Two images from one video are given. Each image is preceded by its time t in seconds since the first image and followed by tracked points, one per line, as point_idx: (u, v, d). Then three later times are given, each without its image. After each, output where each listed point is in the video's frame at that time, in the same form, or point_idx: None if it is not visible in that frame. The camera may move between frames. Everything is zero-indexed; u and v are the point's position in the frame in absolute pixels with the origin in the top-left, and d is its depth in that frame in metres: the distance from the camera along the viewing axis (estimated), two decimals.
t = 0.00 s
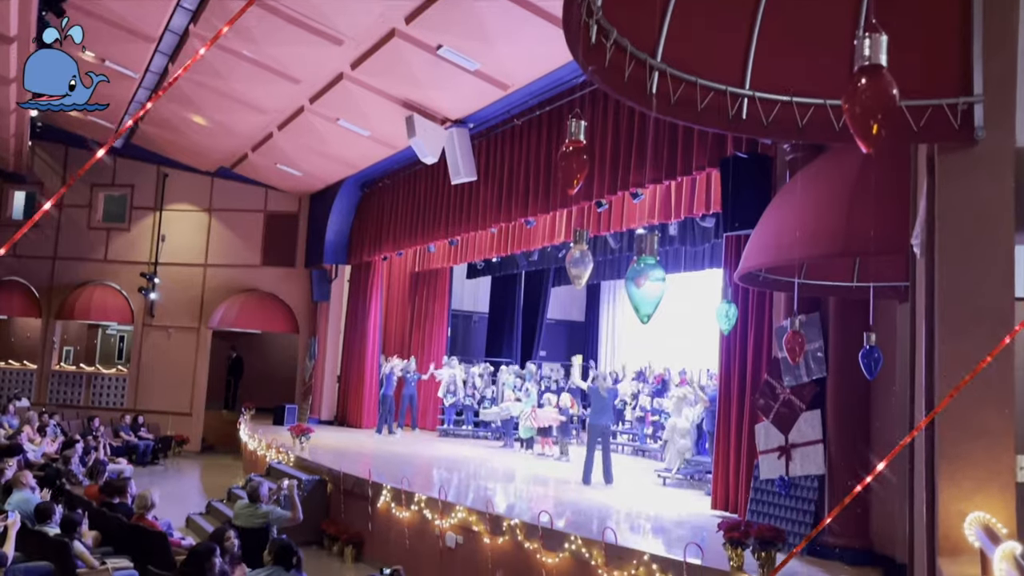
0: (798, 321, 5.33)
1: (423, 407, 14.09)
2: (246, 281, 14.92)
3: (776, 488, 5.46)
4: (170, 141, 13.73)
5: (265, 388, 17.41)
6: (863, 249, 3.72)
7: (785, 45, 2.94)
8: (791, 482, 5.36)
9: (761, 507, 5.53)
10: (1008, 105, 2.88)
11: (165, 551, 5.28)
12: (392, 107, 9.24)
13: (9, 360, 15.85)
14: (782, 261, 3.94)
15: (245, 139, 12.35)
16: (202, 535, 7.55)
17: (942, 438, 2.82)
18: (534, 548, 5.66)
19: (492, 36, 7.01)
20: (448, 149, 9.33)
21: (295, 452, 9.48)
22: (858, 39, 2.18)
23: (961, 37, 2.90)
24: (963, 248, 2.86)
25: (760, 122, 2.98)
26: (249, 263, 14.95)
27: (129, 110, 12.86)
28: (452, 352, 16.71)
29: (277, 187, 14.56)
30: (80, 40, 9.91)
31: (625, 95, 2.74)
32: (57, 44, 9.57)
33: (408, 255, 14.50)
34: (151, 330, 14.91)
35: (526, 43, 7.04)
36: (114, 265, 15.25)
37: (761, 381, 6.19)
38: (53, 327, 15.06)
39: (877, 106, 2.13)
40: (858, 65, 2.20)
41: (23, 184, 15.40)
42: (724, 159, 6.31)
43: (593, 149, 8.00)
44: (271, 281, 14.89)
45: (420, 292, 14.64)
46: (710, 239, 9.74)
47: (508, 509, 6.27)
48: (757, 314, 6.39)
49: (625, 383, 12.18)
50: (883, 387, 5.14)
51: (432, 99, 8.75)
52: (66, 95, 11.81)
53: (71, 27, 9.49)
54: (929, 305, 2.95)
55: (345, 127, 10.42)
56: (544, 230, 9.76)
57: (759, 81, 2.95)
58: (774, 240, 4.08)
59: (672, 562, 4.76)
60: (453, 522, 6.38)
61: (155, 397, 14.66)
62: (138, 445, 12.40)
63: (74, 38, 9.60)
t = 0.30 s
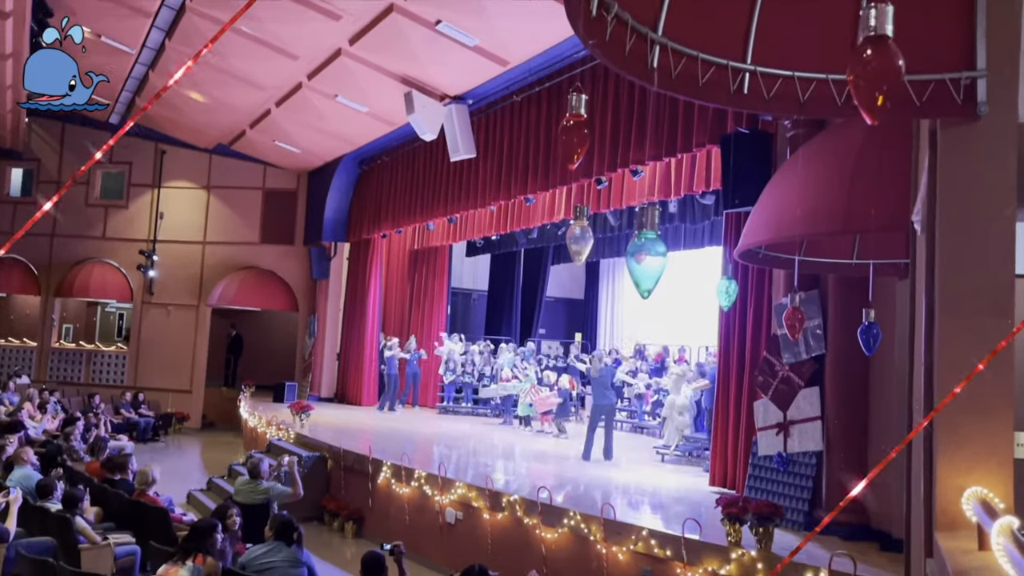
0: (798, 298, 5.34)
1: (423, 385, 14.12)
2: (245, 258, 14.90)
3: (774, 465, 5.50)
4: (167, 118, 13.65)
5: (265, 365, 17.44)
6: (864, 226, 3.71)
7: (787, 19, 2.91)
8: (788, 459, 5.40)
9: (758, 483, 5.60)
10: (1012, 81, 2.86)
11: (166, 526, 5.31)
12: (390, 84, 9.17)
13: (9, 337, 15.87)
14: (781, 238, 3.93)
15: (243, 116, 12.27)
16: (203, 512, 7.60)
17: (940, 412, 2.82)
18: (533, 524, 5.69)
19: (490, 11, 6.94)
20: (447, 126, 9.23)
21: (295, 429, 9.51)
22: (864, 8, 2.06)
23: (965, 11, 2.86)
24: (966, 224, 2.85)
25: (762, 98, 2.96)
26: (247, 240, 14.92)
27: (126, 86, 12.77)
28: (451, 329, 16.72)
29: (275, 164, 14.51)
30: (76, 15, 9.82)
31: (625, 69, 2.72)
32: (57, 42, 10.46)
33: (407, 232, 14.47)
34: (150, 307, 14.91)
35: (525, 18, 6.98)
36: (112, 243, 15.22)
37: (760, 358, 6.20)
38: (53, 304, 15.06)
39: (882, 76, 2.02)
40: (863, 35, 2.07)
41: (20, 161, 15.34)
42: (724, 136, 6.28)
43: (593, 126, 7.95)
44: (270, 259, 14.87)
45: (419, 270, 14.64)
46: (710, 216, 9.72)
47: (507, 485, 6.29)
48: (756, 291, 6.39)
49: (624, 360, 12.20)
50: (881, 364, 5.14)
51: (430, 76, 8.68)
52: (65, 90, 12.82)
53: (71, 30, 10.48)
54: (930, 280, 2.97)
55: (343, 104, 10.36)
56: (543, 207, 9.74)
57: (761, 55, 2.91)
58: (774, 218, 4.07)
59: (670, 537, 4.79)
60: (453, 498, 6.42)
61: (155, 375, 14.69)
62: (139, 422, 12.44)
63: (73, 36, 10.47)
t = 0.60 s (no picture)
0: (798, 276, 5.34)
1: (422, 364, 14.15)
2: (244, 237, 14.87)
3: (772, 443, 5.56)
4: (164, 95, 13.56)
5: (265, 344, 17.44)
6: (865, 204, 3.70)
7: None
8: (787, 436, 5.44)
9: (757, 461, 5.65)
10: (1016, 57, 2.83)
11: (167, 503, 5.34)
12: (389, 61, 9.10)
13: (8, 315, 15.86)
14: (781, 217, 3.93)
15: (240, 93, 12.19)
16: (203, 490, 7.64)
17: (938, 387, 2.83)
18: (532, 501, 5.73)
19: None
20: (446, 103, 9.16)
21: (295, 407, 9.54)
22: None
23: None
24: (967, 200, 2.84)
25: (765, 74, 2.94)
26: (246, 219, 14.89)
27: (123, 64, 12.68)
28: (450, 308, 16.71)
29: (274, 142, 14.45)
30: None
31: (627, 44, 2.69)
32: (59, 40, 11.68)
33: (406, 211, 14.44)
34: (150, 286, 14.89)
35: None
36: (110, 221, 15.17)
37: (760, 335, 6.20)
38: (52, 283, 15.06)
39: (889, 47, 1.99)
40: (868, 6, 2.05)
41: (17, 139, 15.26)
42: (724, 115, 6.25)
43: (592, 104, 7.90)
44: (269, 238, 14.86)
45: (418, 249, 14.63)
46: (710, 194, 9.69)
47: (507, 463, 6.32)
48: (756, 269, 6.39)
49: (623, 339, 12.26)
50: (880, 342, 5.14)
51: (429, 53, 8.62)
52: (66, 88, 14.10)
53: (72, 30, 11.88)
54: (930, 258, 2.97)
55: (341, 82, 10.29)
56: (542, 186, 9.71)
57: (763, 31, 2.89)
58: (774, 196, 4.06)
59: (669, 514, 4.83)
60: (453, 476, 6.45)
61: (155, 353, 14.71)
62: (139, 401, 12.48)
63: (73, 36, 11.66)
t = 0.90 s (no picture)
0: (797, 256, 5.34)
1: (421, 344, 14.17)
2: (243, 216, 14.83)
3: (770, 422, 5.59)
4: (162, 74, 13.48)
5: (265, 324, 17.43)
6: (866, 183, 3.69)
7: None
8: (785, 415, 5.47)
9: (755, 440, 5.66)
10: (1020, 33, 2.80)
11: (168, 482, 5.35)
12: (387, 39, 9.03)
13: (8, 295, 15.86)
14: (782, 195, 3.92)
15: (237, 71, 12.10)
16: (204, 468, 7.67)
17: (935, 363, 2.84)
18: (532, 480, 5.76)
19: None
20: (445, 82, 9.09)
21: (295, 386, 9.57)
22: None
23: None
24: (968, 178, 2.83)
25: (766, 51, 2.91)
26: (245, 198, 14.84)
27: (119, 42, 12.59)
28: (450, 288, 16.68)
29: (272, 121, 14.38)
30: None
31: (626, 21, 2.68)
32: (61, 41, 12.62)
33: (405, 190, 14.40)
34: (148, 266, 14.86)
35: None
36: (108, 201, 15.11)
37: (759, 314, 6.21)
38: (51, 263, 15.07)
39: (892, 22, 1.97)
40: None
41: (14, 117, 15.18)
42: (724, 94, 6.23)
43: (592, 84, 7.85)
44: (268, 217, 14.83)
45: (417, 228, 14.60)
46: (710, 174, 9.66)
47: (507, 441, 6.34)
48: (756, 249, 6.38)
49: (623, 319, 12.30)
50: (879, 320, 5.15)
51: (427, 30, 8.55)
52: (67, 91, 14.76)
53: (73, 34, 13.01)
54: (930, 237, 2.96)
55: (339, 60, 10.22)
56: (541, 165, 9.67)
57: (765, 7, 2.88)
58: (774, 174, 4.05)
59: (667, 493, 4.85)
60: (452, 454, 6.47)
61: (154, 333, 14.72)
62: (139, 380, 12.50)
63: (74, 37, 12.58)
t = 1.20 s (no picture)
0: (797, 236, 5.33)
1: (421, 324, 14.17)
2: (241, 196, 14.78)
3: (769, 402, 5.61)
4: (159, 52, 13.38)
5: (264, 304, 17.41)
6: (868, 162, 3.68)
7: None
8: (784, 395, 5.49)
9: (754, 419, 5.68)
10: None
11: (169, 461, 5.37)
12: (386, 17, 8.96)
13: (6, 274, 15.85)
14: (783, 174, 3.90)
15: (235, 50, 12.01)
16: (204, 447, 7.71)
17: (936, 342, 2.83)
18: (530, 459, 5.79)
19: None
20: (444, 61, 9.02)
21: (294, 366, 9.59)
22: None
23: None
24: (969, 156, 2.82)
25: (768, 27, 2.90)
26: (243, 178, 14.78)
27: (115, 20, 12.48)
28: (449, 269, 16.66)
29: (270, 100, 14.31)
30: None
31: None
32: (61, 41, 13.93)
33: (404, 170, 14.35)
34: (147, 246, 14.82)
35: None
36: (106, 180, 15.04)
37: (758, 294, 6.21)
38: (49, 242, 15.09)
39: None
40: None
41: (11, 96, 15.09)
42: (725, 72, 6.18)
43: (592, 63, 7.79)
44: (267, 198, 14.79)
45: (416, 208, 14.56)
46: (710, 154, 9.62)
47: (506, 421, 6.36)
48: (756, 229, 6.36)
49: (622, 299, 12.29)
50: (878, 300, 5.14)
51: (426, 8, 8.48)
52: (67, 91, 14.73)
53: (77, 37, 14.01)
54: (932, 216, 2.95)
55: (337, 38, 10.15)
56: (541, 145, 9.63)
57: None
58: (775, 154, 4.03)
59: (665, 472, 4.87)
60: (452, 434, 6.49)
61: (154, 313, 14.72)
62: (139, 360, 12.52)
63: (73, 36, 13.91)
